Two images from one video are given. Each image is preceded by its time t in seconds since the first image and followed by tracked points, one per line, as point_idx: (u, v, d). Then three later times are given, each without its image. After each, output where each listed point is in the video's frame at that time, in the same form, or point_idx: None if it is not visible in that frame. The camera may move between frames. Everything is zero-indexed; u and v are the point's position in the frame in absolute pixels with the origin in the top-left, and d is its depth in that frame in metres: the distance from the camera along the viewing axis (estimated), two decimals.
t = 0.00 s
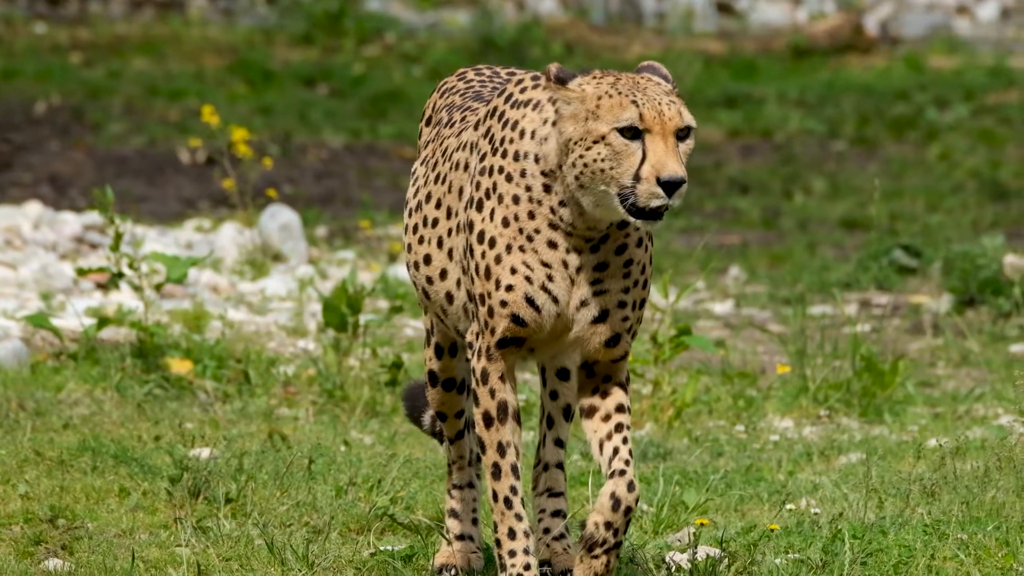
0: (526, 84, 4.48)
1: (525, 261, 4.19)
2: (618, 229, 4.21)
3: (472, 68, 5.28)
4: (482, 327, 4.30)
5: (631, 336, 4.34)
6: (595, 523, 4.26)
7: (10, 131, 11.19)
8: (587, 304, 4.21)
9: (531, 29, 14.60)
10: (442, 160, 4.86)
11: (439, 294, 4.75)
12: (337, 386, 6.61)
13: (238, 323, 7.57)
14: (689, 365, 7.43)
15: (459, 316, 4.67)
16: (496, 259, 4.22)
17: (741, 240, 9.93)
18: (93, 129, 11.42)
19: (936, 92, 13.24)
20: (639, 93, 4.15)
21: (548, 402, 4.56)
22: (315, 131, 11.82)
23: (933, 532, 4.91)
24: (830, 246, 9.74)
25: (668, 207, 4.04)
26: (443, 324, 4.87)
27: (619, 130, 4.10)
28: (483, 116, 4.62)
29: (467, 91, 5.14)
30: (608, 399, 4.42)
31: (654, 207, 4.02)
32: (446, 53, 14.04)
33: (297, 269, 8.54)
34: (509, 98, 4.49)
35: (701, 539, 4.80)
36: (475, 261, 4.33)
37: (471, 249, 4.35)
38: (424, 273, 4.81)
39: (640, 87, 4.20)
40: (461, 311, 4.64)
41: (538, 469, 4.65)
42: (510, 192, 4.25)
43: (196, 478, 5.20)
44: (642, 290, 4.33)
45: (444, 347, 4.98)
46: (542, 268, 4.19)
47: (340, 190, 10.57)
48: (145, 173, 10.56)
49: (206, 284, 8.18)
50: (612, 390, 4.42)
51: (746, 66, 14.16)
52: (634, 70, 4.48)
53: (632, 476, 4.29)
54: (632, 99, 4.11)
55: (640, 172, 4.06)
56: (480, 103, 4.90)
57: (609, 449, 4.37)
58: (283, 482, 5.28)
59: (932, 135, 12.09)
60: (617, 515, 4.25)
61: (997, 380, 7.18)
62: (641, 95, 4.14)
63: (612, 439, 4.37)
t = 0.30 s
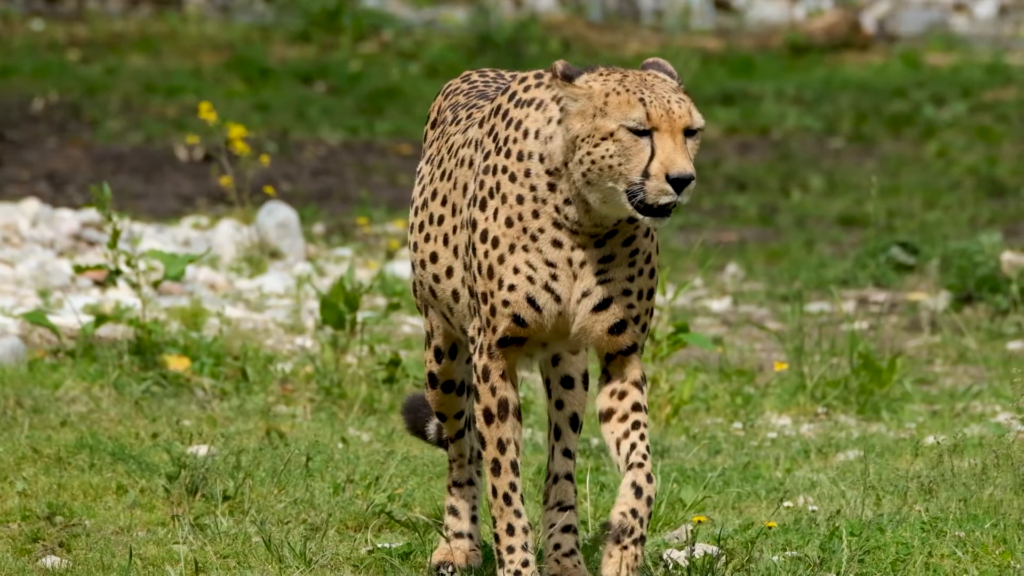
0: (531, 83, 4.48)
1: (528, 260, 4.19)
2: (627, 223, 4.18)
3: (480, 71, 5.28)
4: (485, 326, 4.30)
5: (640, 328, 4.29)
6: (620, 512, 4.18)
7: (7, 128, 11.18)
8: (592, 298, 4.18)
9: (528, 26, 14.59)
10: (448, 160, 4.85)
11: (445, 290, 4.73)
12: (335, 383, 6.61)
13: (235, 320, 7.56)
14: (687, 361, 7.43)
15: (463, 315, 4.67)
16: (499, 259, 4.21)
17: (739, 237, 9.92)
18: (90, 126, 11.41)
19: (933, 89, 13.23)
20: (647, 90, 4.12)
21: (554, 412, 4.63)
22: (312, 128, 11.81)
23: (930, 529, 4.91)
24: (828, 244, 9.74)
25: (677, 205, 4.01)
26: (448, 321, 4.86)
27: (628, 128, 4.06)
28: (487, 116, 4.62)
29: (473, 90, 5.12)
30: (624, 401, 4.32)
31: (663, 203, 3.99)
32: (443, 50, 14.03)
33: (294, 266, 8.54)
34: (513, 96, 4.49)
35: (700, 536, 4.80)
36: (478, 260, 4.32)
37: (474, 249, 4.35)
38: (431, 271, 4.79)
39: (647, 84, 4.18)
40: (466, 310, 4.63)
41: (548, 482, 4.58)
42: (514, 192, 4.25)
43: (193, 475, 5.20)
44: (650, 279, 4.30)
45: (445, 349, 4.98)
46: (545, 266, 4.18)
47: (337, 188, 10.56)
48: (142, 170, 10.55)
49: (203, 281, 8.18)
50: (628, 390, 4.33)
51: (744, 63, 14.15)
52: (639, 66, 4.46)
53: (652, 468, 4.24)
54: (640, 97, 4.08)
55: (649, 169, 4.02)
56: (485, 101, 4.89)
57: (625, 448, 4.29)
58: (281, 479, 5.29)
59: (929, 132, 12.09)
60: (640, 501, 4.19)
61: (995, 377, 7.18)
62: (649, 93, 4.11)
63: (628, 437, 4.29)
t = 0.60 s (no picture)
0: (535, 82, 4.47)
1: (530, 260, 4.18)
2: (634, 220, 4.17)
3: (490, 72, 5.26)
4: (487, 325, 4.31)
5: (647, 321, 4.21)
6: (641, 529, 4.13)
7: (5, 126, 11.18)
8: (594, 295, 4.15)
9: (526, 24, 14.59)
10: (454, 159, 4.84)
11: (452, 286, 4.72)
12: (333, 380, 6.61)
13: (233, 317, 7.56)
14: (684, 359, 7.43)
15: (468, 314, 4.67)
16: (502, 260, 4.22)
17: (737, 235, 9.92)
18: (88, 123, 11.41)
19: (931, 87, 13.23)
20: (656, 90, 4.14)
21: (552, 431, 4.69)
22: (310, 126, 11.81)
23: (928, 527, 4.92)
24: (826, 241, 9.74)
25: (687, 203, 4.03)
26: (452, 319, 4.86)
27: (638, 128, 4.08)
28: (492, 116, 4.61)
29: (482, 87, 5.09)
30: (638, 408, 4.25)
31: (673, 202, 4.02)
32: (441, 48, 14.03)
33: (292, 264, 8.54)
34: (517, 96, 4.49)
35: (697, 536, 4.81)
36: (480, 260, 4.32)
37: (477, 249, 4.34)
38: (439, 269, 4.77)
39: (656, 83, 4.19)
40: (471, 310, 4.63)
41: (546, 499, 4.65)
42: (518, 193, 4.25)
43: (191, 473, 5.21)
44: (655, 272, 4.24)
45: (448, 352, 4.97)
46: (547, 266, 4.17)
47: (335, 185, 10.56)
48: (140, 168, 10.55)
49: (201, 278, 8.18)
50: (641, 398, 4.24)
51: (742, 61, 14.15)
52: (645, 64, 4.48)
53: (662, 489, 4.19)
54: (649, 97, 4.10)
55: (660, 168, 4.05)
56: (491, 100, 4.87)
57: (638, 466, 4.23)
58: (278, 476, 5.29)
59: (927, 130, 12.09)
60: (656, 518, 4.16)
61: (993, 374, 7.18)
62: (659, 92, 4.12)
63: (640, 456, 4.23)
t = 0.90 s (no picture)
0: (541, 87, 4.47)
1: (535, 264, 4.19)
2: (641, 221, 4.15)
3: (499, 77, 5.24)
4: (491, 327, 4.32)
5: (659, 317, 4.15)
6: (664, 554, 4.06)
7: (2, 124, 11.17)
8: (602, 294, 4.13)
9: (523, 22, 14.59)
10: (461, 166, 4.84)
11: (460, 287, 4.70)
12: (330, 377, 6.62)
13: (230, 315, 7.56)
14: (681, 356, 7.43)
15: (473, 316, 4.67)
16: (508, 264, 4.22)
17: (734, 232, 9.92)
18: (85, 121, 11.40)
19: (928, 84, 13.23)
20: (666, 90, 4.12)
21: (553, 431, 4.73)
22: (307, 123, 11.80)
23: (925, 524, 4.92)
24: (823, 238, 9.74)
25: (700, 203, 4.02)
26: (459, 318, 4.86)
27: (650, 128, 4.06)
28: (499, 121, 4.60)
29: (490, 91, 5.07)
30: (655, 415, 4.17)
31: (687, 202, 4.00)
32: (438, 45, 14.03)
33: (289, 261, 8.53)
34: (522, 101, 4.48)
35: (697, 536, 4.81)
36: (485, 264, 4.33)
37: (482, 253, 4.34)
38: (447, 272, 4.75)
39: (665, 84, 4.18)
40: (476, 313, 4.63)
41: (542, 497, 4.70)
42: (523, 198, 4.25)
43: (189, 470, 5.21)
44: (664, 269, 4.19)
45: (455, 351, 4.97)
46: (552, 268, 4.17)
47: (332, 183, 10.55)
48: (137, 165, 10.54)
49: (198, 275, 8.17)
50: (658, 404, 4.17)
51: (739, 58, 14.15)
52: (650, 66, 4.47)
53: (682, 512, 4.11)
54: (660, 97, 4.08)
55: (672, 168, 4.04)
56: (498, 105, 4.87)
57: (655, 481, 4.15)
58: (276, 474, 5.29)
59: (924, 127, 12.10)
60: (678, 543, 4.08)
61: (990, 372, 7.18)
62: (669, 92, 4.11)
63: (659, 471, 4.15)
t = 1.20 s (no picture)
0: (547, 96, 4.47)
1: (541, 272, 4.19)
2: (651, 226, 4.15)
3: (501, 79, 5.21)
4: (494, 334, 4.33)
5: (671, 325, 4.12)
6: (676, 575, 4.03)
7: None
8: (613, 300, 4.12)
9: (520, 20, 14.58)
10: (467, 174, 4.83)
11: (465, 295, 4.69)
12: (327, 375, 6.60)
13: (227, 313, 7.56)
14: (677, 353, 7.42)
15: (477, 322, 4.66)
16: (513, 273, 4.23)
17: (730, 230, 9.91)
18: (81, 119, 11.39)
19: (925, 82, 13.23)
20: (679, 92, 4.12)
21: (553, 430, 4.78)
22: (303, 121, 11.79)
23: (921, 522, 4.92)
24: (819, 236, 9.74)
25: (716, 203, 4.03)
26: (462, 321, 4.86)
27: (666, 129, 4.06)
28: (505, 130, 4.60)
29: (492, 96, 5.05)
30: (667, 426, 4.14)
31: (704, 203, 4.01)
32: (435, 43, 14.02)
33: (286, 259, 8.53)
34: (528, 110, 4.49)
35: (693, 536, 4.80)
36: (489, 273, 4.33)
37: (487, 262, 4.34)
38: (451, 278, 4.75)
39: (675, 86, 4.18)
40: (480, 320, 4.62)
41: (538, 494, 4.79)
42: (529, 207, 4.25)
43: (185, 468, 5.21)
44: (674, 275, 4.18)
45: (459, 345, 4.94)
46: (558, 276, 4.17)
47: (329, 180, 10.55)
48: (134, 163, 10.54)
49: (194, 273, 8.17)
50: (670, 415, 4.14)
51: (735, 56, 14.15)
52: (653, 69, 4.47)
53: (692, 531, 4.09)
54: (674, 98, 4.08)
55: (689, 168, 4.03)
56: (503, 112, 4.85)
57: (666, 497, 4.13)
58: (272, 471, 5.28)
59: (921, 125, 12.10)
60: (686, 562, 4.08)
61: (987, 370, 7.19)
62: (682, 93, 4.11)
63: (669, 488, 4.12)
